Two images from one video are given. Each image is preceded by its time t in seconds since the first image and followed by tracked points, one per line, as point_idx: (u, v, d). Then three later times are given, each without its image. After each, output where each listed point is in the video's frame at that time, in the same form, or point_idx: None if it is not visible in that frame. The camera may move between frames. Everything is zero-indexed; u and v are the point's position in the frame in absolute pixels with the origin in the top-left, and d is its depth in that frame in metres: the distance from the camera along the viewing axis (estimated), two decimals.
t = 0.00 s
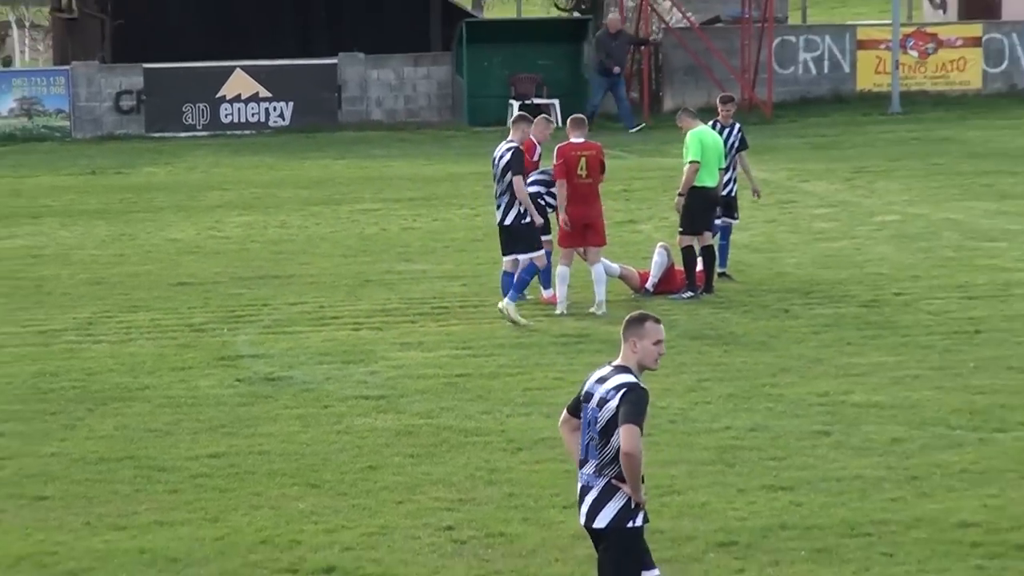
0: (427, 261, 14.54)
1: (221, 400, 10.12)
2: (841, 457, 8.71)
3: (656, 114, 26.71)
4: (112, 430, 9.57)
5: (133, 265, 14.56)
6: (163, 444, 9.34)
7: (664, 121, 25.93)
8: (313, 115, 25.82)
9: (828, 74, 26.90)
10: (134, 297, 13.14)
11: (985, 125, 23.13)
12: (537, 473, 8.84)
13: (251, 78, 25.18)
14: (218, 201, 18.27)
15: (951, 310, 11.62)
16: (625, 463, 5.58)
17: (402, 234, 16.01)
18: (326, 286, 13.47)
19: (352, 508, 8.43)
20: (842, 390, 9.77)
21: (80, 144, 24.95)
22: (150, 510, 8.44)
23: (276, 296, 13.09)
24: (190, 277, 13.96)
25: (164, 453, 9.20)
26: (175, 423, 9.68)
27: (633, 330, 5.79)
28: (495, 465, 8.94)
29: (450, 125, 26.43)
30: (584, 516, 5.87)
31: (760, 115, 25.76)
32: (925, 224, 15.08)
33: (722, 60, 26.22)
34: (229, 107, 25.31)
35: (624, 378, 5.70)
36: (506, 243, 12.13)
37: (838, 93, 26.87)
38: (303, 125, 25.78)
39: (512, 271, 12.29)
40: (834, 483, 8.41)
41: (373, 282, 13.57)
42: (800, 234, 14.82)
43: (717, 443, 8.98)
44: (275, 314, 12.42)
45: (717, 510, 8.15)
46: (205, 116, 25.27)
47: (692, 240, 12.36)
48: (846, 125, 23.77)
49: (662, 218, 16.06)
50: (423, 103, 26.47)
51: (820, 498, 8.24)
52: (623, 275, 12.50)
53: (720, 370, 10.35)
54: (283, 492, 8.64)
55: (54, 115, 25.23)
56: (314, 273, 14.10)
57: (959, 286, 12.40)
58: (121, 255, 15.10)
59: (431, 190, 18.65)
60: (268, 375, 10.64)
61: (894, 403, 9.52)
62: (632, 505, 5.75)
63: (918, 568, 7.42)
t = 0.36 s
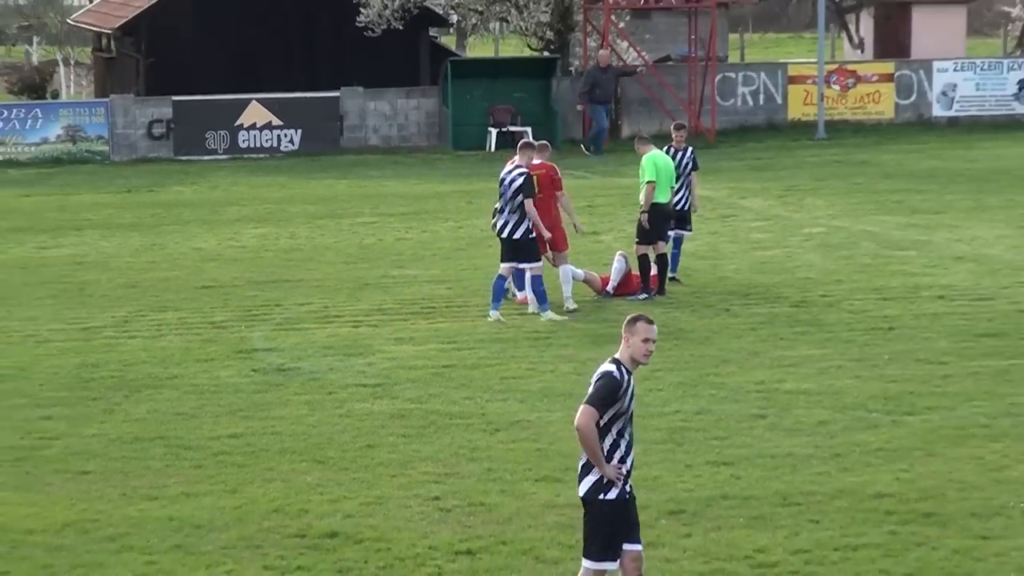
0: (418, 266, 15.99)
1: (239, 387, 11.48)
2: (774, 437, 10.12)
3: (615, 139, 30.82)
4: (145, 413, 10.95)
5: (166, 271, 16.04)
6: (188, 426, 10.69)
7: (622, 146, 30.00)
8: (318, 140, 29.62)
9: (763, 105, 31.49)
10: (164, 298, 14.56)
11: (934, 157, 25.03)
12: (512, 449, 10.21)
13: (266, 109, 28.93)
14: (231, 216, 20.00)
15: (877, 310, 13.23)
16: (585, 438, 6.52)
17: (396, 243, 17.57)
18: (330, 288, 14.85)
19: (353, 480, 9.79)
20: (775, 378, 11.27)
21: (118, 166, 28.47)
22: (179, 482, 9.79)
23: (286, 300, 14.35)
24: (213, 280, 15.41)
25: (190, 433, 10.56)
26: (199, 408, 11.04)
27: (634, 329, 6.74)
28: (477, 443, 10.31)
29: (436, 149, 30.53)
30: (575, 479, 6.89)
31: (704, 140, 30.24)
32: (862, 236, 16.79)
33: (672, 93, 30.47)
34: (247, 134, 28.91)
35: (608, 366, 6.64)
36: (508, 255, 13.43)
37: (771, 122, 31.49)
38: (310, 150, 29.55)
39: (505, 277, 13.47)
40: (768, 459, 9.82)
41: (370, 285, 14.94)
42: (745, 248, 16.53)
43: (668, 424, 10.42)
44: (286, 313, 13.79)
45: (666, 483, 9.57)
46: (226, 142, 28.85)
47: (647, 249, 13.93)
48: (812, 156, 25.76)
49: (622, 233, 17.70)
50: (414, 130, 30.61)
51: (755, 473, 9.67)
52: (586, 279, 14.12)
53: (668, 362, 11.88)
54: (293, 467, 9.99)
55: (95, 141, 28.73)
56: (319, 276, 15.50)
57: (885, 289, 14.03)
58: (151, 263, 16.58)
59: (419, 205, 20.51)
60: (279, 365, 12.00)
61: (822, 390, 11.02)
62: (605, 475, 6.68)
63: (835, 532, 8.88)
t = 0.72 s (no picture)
0: (406, 266, 17.25)
1: (246, 374, 12.69)
2: (726, 419, 11.51)
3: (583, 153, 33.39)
4: (162, 398, 12.15)
5: (182, 270, 17.30)
6: (199, 409, 11.88)
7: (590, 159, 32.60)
8: (318, 153, 32.54)
9: (715, 122, 34.09)
10: (179, 295, 15.79)
11: (894, 171, 26.54)
12: (491, 429, 11.45)
13: (270, 125, 31.79)
14: (232, 219, 21.30)
15: (822, 308, 14.63)
16: (579, 415, 7.43)
17: (387, 245, 18.82)
18: (329, 285, 16.10)
19: (348, 457, 10.97)
20: (727, 366, 12.76)
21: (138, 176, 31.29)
22: (193, 459, 10.95)
23: (288, 296, 15.55)
24: (223, 278, 16.64)
25: (202, 416, 11.75)
26: (210, 393, 12.24)
27: (633, 320, 7.55)
28: (459, 424, 11.53)
29: (423, 160, 33.52)
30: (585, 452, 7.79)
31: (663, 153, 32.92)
32: (814, 243, 18.23)
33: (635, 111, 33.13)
34: (253, 147, 31.82)
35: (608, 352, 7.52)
36: (507, 251, 14.79)
37: (723, 137, 34.05)
38: (311, 161, 32.49)
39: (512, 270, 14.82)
40: (720, 438, 11.18)
41: (365, 283, 16.24)
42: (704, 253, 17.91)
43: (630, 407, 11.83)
44: (289, 307, 15.04)
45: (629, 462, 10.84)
46: (234, 155, 31.78)
47: (613, 250, 15.43)
48: (784, 169, 27.30)
49: (593, 237, 18.99)
50: (403, 144, 33.60)
51: (709, 451, 10.97)
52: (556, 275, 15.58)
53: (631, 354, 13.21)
54: (294, 446, 11.17)
55: (117, 154, 31.56)
56: (318, 275, 16.73)
57: (829, 290, 15.44)
58: (162, 263, 17.83)
59: (405, 210, 21.98)
60: (282, 354, 13.23)
61: (768, 380, 12.35)
62: (602, 448, 7.56)
63: (779, 503, 10.17)
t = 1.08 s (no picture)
0: (397, 264, 18.59)
1: (253, 362, 13.94)
2: (685, 403, 12.78)
3: (556, 162, 36.57)
4: (176, 384, 13.37)
5: (194, 266, 18.60)
6: (210, 394, 13.09)
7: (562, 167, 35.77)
8: (317, 162, 35.57)
9: (676, 134, 36.84)
10: (190, 291, 17.04)
11: (852, 180, 28.15)
12: (474, 412, 12.69)
13: (274, 137, 34.72)
14: (232, 221, 22.73)
15: (775, 305, 15.97)
16: (573, 398, 8.40)
17: (381, 246, 20.08)
18: (328, 282, 17.38)
19: (345, 437, 12.17)
20: (686, 354, 14.08)
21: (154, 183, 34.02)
22: (204, 439, 12.13)
23: (289, 291, 16.83)
24: (230, 276, 17.87)
25: (212, 400, 12.96)
26: (219, 380, 13.46)
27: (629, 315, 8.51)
28: (445, 408, 12.78)
29: (412, 169, 36.68)
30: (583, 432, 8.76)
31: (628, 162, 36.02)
32: (768, 248, 19.71)
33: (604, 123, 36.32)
34: (259, 157, 34.73)
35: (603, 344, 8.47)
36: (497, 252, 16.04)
37: (683, 147, 36.82)
38: (311, 169, 35.51)
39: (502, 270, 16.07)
40: (680, 420, 12.41)
41: (360, 279, 17.56)
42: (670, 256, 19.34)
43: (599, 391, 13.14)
44: (291, 302, 16.31)
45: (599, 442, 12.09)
46: (242, 164, 34.66)
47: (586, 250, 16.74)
48: (756, 177, 28.82)
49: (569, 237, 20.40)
50: (394, 154, 36.80)
51: (670, 432, 12.20)
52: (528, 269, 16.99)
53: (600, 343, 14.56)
54: (296, 427, 12.36)
55: (135, 163, 34.31)
56: (317, 273, 17.99)
57: (781, 287, 16.87)
58: (171, 261, 19.13)
59: (393, 213, 23.36)
60: (285, 345, 14.51)
61: (725, 370, 13.62)
62: (595, 429, 8.53)
63: (734, 479, 11.35)
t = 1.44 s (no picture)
0: (388, 267, 20.04)
1: (257, 356, 15.27)
2: (647, 393, 14.14)
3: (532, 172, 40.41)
4: (186, 375, 14.67)
5: (201, 268, 19.97)
6: (216, 385, 14.37)
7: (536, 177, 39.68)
8: (315, 174, 39.40)
9: (640, 149, 41.18)
10: (199, 290, 18.40)
11: (811, 198, 29.97)
12: (457, 400, 14.02)
13: (275, 151, 38.55)
14: (232, 226, 24.27)
15: (730, 305, 17.52)
16: (584, 396, 9.42)
17: (373, 249, 21.51)
18: (324, 283, 18.79)
19: (339, 424, 13.43)
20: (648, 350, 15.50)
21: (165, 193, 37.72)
22: (211, 426, 13.36)
23: (289, 291, 18.20)
24: (236, 277, 19.21)
25: (218, 390, 14.23)
26: (225, 372, 14.77)
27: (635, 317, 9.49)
28: (430, 397, 14.09)
29: (400, 180, 40.44)
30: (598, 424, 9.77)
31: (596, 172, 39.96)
32: (725, 257, 21.29)
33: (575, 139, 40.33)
34: (261, 169, 38.53)
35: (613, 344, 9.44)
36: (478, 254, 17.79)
37: (647, 159, 41.14)
38: (308, 181, 39.33)
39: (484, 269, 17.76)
40: (643, 408, 13.75)
41: (354, 280, 18.99)
42: (637, 265, 20.84)
43: (571, 381, 14.52)
44: (292, 301, 17.68)
45: (569, 428, 13.37)
46: (246, 176, 38.49)
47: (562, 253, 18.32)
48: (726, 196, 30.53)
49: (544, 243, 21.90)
50: (384, 167, 40.59)
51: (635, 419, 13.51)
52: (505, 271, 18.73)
53: (572, 339, 15.97)
54: (295, 415, 13.62)
55: (149, 175, 38.07)
56: (315, 274, 19.37)
57: (737, 291, 18.40)
58: (178, 262, 20.54)
59: (384, 220, 24.88)
60: (285, 340, 15.88)
61: (685, 366, 14.97)
62: (607, 423, 9.54)
63: (692, 461, 12.59)
